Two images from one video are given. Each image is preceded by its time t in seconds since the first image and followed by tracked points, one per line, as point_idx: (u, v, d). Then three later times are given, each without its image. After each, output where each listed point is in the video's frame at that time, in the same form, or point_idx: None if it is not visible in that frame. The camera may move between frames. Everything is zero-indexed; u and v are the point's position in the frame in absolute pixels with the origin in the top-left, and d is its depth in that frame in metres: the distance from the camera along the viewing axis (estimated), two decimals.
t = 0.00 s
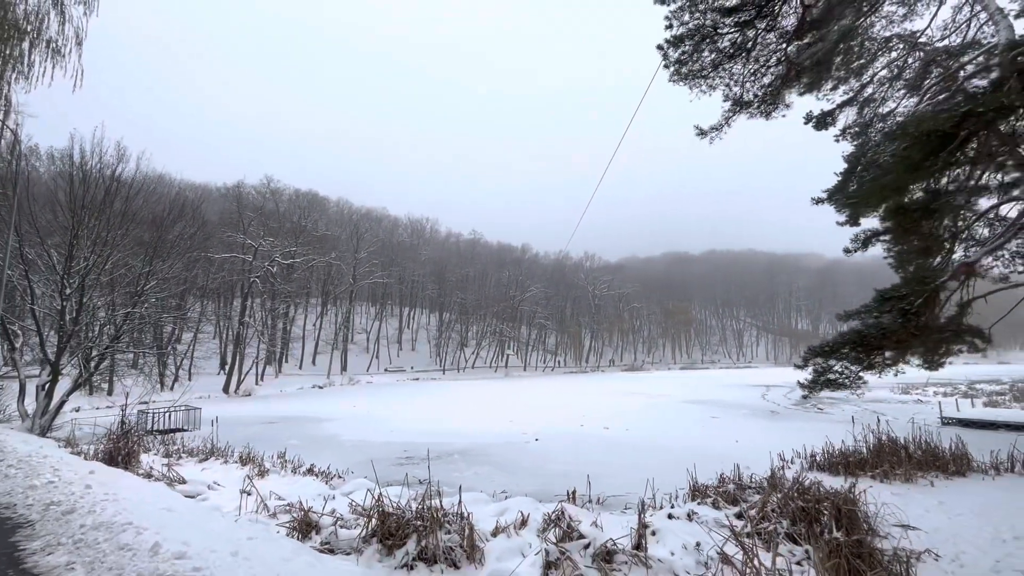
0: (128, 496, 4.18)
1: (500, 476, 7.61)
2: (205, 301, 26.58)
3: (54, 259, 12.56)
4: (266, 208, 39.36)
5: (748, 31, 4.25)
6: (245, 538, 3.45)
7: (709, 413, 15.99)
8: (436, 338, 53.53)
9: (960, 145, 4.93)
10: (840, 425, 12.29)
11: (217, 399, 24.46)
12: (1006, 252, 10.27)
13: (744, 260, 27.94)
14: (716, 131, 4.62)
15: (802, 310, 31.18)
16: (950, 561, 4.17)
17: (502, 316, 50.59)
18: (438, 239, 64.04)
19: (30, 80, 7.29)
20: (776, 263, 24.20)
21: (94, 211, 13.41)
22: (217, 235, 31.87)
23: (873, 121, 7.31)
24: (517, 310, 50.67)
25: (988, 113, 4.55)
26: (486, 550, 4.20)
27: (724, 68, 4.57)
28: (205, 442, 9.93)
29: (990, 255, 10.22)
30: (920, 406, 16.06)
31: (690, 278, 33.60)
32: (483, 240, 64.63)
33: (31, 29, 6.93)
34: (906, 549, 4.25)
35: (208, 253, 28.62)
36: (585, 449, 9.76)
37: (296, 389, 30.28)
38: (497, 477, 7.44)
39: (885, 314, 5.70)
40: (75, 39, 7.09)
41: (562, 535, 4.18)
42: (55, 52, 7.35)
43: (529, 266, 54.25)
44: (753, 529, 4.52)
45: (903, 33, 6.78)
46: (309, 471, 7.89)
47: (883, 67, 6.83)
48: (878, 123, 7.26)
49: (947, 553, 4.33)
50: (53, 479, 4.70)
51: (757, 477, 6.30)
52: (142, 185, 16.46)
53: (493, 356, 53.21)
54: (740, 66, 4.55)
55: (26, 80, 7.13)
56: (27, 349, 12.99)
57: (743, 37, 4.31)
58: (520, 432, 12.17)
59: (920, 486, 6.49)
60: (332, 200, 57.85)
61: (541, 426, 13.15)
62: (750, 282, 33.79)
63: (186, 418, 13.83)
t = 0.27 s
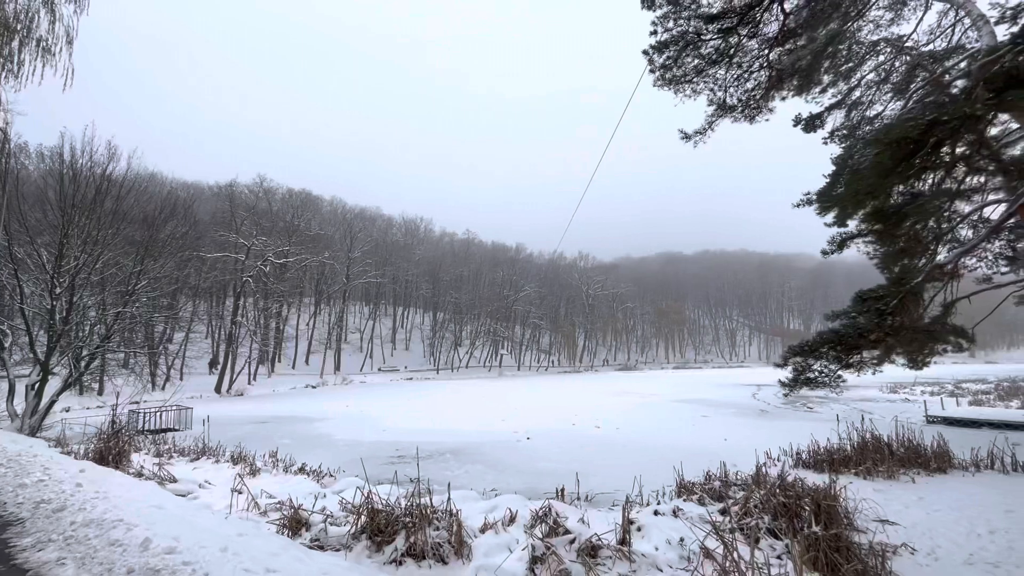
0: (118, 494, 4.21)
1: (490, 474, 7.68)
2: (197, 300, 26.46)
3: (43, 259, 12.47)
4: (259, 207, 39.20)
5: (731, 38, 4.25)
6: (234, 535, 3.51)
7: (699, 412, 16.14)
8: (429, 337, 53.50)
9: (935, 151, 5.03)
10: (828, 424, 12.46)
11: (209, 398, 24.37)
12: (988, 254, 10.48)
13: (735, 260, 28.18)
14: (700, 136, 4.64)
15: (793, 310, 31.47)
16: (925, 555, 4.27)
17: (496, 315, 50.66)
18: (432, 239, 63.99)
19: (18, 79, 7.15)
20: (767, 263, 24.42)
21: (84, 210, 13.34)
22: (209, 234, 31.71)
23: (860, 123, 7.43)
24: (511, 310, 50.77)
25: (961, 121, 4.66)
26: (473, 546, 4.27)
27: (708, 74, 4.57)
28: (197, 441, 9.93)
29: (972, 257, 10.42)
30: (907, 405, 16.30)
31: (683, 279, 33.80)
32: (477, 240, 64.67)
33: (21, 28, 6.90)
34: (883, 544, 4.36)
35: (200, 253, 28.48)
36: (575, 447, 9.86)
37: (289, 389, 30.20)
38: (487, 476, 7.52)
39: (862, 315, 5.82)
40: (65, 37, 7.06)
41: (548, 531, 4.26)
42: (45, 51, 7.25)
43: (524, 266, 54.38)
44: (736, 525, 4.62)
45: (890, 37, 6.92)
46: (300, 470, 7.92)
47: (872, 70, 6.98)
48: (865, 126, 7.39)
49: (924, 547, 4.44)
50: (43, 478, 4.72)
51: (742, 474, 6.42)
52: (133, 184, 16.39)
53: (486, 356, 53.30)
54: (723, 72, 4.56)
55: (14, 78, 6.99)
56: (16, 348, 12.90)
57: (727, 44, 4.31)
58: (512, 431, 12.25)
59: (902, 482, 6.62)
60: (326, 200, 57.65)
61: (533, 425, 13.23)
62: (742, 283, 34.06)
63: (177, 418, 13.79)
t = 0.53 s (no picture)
0: (107, 492, 4.24)
1: (479, 472, 7.76)
2: (186, 300, 26.28)
3: (30, 258, 12.37)
4: (250, 206, 38.97)
5: (712, 44, 4.36)
6: (222, 532, 3.56)
7: (688, 411, 16.32)
8: (422, 337, 53.47)
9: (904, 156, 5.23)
10: (813, 422, 12.67)
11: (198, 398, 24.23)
12: (969, 256, 10.70)
13: (725, 261, 28.43)
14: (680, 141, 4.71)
15: (782, 310, 31.79)
16: (898, 548, 4.41)
17: (488, 315, 50.73)
18: (425, 238, 63.95)
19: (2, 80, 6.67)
20: (757, 264, 24.67)
21: (72, 209, 13.24)
22: (199, 233, 31.48)
23: (845, 126, 7.59)
24: (503, 310, 50.89)
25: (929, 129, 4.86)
26: (459, 542, 4.35)
27: (689, 79, 4.67)
28: (186, 441, 9.92)
29: (954, 258, 10.63)
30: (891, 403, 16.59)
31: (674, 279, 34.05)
32: (470, 239, 64.66)
33: (7, 24, 6.47)
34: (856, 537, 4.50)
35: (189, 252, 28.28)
36: (564, 446, 9.99)
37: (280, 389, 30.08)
38: (476, 474, 7.59)
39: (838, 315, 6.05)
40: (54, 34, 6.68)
41: (533, 526, 4.34)
42: (32, 50, 6.78)
43: (516, 266, 54.47)
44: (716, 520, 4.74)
45: (875, 42, 7.08)
46: (290, 469, 7.96)
47: (857, 74, 7.14)
48: (850, 128, 7.54)
49: (897, 540, 4.58)
50: (30, 477, 4.73)
51: (725, 471, 6.56)
52: (122, 182, 16.27)
53: (479, 356, 53.37)
54: (704, 77, 4.66)
55: None
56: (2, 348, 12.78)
57: (708, 50, 4.41)
58: (502, 430, 12.34)
59: (880, 478, 6.80)
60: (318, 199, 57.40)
61: (523, 424, 13.34)
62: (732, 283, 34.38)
63: (166, 418, 13.72)
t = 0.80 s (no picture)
0: (89, 493, 4.25)
1: (465, 472, 7.82)
2: (171, 299, 25.98)
3: (10, 256, 12.23)
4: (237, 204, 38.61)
5: (691, 52, 4.45)
6: (204, 532, 3.59)
7: (674, 410, 16.52)
8: (411, 336, 53.33)
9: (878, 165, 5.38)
10: (794, 421, 12.92)
11: (184, 398, 24.01)
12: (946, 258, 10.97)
13: (712, 261, 28.75)
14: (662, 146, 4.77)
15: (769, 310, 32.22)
16: (868, 543, 4.56)
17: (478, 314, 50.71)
18: (415, 238, 63.81)
19: None
20: (743, 265, 24.99)
21: (54, 207, 13.10)
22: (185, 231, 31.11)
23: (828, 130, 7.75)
24: (493, 309, 50.94)
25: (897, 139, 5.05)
26: (443, 540, 4.41)
27: (670, 85, 4.75)
28: (170, 441, 9.87)
29: (932, 260, 10.89)
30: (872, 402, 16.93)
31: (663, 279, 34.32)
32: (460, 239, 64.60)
33: None
34: (829, 532, 4.63)
35: (174, 250, 27.96)
36: (550, 445, 10.09)
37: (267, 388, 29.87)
38: (462, 473, 7.64)
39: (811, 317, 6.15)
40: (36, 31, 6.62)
41: (515, 524, 4.42)
42: (12, 46, 6.69)
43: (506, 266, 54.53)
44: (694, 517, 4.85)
45: (856, 49, 7.26)
46: (276, 469, 7.97)
47: (839, 79, 7.31)
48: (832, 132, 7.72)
49: (868, 535, 4.72)
50: (10, 478, 4.71)
51: (706, 468, 6.69)
52: (105, 180, 16.11)
53: (468, 355, 53.41)
54: (685, 84, 4.74)
55: None
56: None
57: (688, 57, 4.51)
58: (490, 429, 12.41)
59: (856, 476, 6.98)
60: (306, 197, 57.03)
61: (511, 424, 13.43)
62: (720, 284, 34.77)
63: (151, 418, 13.60)
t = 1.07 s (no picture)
0: (68, 493, 4.23)
1: (450, 470, 7.86)
2: (155, 298, 25.64)
3: None
4: (224, 202, 38.20)
5: (670, 57, 4.49)
6: (184, 530, 3.60)
7: (660, 408, 16.71)
8: (400, 335, 53.15)
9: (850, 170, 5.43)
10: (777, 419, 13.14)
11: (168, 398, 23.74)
12: (924, 260, 11.19)
13: (699, 262, 29.04)
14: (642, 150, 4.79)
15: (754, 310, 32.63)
16: (840, 537, 4.68)
17: (467, 313, 50.66)
18: (404, 236, 63.61)
19: None
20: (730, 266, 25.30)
21: (34, 203, 12.94)
22: (169, 229, 30.71)
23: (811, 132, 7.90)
24: (482, 308, 50.92)
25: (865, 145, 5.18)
26: (425, 538, 4.46)
27: (650, 90, 4.78)
28: (153, 441, 9.80)
29: (909, 262, 11.13)
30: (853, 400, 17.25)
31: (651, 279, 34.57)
32: (450, 238, 64.49)
33: None
34: (804, 529, 4.74)
35: (158, 248, 27.59)
36: (536, 444, 10.16)
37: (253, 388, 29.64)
38: (447, 472, 7.69)
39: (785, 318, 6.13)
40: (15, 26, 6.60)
41: (495, 521, 4.47)
42: None
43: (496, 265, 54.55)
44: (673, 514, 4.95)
45: (839, 54, 7.42)
46: (260, 469, 7.96)
47: (822, 83, 7.46)
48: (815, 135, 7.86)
49: (840, 530, 4.85)
50: None
51: (687, 466, 6.80)
52: (87, 177, 15.90)
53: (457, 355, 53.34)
54: (665, 88, 4.78)
55: None
56: None
57: (668, 62, 4.54)
58: (476, 428, 12.46)
59: (832, 472, 7.15)
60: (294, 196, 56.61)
61: (498, 423, 13.50)
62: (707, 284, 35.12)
63: (134, 418, 13.46)
